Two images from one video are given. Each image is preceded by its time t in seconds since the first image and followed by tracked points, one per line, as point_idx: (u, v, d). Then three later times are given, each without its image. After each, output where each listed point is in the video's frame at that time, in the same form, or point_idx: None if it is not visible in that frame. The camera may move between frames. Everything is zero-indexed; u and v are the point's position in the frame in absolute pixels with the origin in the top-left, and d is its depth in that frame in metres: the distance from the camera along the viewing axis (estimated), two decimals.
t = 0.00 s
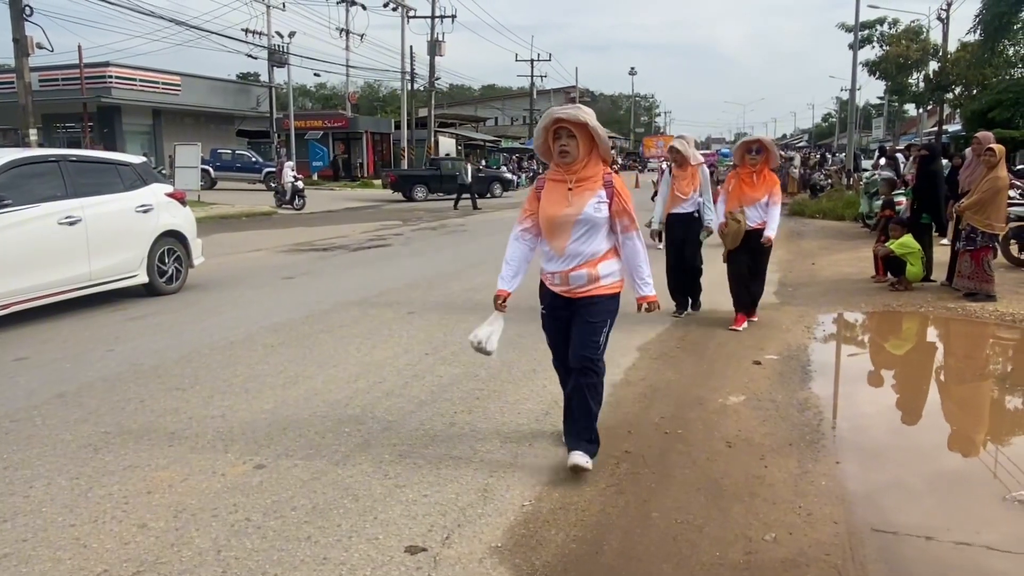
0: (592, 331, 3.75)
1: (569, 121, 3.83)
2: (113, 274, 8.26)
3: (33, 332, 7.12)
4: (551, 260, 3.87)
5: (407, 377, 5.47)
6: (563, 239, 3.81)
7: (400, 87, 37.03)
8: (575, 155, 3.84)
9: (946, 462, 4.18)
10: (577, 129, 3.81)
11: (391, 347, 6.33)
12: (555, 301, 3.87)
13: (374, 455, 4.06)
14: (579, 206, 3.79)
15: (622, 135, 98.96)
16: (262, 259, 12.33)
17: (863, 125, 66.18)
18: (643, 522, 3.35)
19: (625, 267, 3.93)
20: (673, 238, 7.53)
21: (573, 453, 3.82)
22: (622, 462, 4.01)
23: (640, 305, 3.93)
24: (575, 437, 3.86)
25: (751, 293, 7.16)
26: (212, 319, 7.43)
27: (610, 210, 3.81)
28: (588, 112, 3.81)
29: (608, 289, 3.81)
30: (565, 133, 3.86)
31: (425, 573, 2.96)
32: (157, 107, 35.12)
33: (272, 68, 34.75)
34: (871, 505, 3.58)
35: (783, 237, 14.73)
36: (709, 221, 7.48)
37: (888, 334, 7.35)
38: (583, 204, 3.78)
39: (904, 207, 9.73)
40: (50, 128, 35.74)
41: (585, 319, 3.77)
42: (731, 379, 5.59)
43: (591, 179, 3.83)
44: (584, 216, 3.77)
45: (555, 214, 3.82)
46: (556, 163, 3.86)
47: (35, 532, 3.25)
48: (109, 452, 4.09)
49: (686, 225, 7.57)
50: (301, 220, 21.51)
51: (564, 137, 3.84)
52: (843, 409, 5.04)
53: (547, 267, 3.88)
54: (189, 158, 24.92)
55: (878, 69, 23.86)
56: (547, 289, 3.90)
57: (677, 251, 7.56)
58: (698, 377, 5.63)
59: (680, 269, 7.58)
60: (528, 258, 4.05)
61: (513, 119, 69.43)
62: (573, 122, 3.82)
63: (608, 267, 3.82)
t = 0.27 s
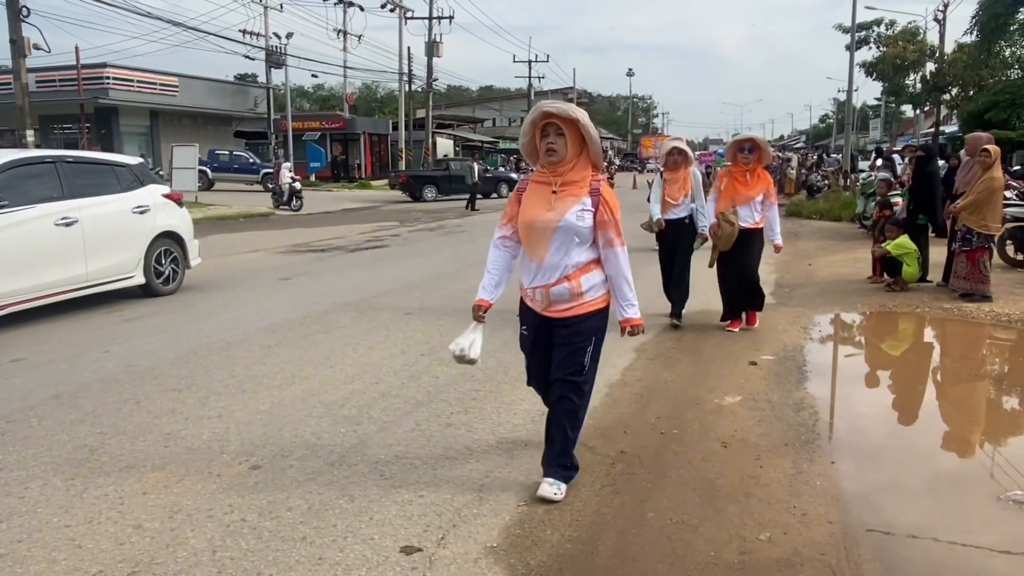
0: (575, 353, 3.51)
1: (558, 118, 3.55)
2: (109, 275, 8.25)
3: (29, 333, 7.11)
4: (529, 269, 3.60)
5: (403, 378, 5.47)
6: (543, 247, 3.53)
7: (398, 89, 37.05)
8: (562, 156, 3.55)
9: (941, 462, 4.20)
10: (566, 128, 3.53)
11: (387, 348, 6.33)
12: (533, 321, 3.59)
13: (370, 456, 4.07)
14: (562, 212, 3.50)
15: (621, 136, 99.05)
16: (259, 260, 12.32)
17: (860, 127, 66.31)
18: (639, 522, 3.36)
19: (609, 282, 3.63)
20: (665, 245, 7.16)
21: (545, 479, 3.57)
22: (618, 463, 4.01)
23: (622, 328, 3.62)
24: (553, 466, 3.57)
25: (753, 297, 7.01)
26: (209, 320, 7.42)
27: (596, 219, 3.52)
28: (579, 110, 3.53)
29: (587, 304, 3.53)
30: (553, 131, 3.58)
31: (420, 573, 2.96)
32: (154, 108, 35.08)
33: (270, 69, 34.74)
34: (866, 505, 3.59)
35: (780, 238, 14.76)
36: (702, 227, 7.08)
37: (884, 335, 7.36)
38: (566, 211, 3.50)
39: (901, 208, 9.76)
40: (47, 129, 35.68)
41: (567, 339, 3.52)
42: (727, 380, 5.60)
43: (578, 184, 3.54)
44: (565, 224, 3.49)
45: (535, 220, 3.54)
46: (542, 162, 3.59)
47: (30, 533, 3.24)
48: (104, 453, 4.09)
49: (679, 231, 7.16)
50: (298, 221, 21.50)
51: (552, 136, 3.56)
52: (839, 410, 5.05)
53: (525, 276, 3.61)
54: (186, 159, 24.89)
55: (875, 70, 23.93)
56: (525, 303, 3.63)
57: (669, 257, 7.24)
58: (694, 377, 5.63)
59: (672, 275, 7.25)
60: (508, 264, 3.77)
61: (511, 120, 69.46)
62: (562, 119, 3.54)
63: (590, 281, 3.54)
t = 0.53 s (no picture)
0: (567, 370, 3.34)
1: (535, 112, 3.34)
2: (106, 276, 8.24)
3: (26, 334, 7.10)
4: (511, 274, 3.34)
5: (401, 379, 5.48)
6: (525, 250, 3.28)
7: (396, 90, 37.08)
8: (541, 153, 3.33)
9: (937, 462, 4.21)
10: (544, 122, 3.32)
11: (384, 349, 6.33)
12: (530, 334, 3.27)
13: (367, 456, 4.07)
14: (544, 212, 3.26)
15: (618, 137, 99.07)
16: (255, 261, 12.31)
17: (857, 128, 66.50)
18: (635, 522, 3.36)
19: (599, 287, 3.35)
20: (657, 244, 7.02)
21: (541, 481, 3.57)
22: (614, 463, 4.02)
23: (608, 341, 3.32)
24: (546, 466, 3.57)
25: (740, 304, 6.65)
26: (206, 321, 7.42)
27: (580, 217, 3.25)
28: (558, 102, 3.31)
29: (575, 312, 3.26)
30: (532, 126, 3.36)
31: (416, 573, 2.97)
32: (151, 109, 35.03)
33: (267, 70, 34.73)
34: (861, 505, 3.61)
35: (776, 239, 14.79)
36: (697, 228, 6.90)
37: (880, 335, 7.38)
38: (549, 211, 3.25)
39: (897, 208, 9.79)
40: (43, 130, 35.60)
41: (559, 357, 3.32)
42: (723, 380, 5.61)
43: (560, 181, 3.30)
44: (548, 225, 3.24)
45: (516, 223, 3.30)
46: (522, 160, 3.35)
47: (26, 534, 3.24)
48: (101, 453, 4.09)
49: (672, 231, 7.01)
50: (296, 222, 21.49)
51: (530, 132, 3.35)
52: (835, 410, 5.07)
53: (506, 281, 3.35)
54: (183, 159, 24.87)
55: (871, 71, 24.00)
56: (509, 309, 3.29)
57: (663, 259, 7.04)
58: (691, 378, 5.65)
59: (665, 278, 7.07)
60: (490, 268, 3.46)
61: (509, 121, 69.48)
62: (539, 113, 3.33)
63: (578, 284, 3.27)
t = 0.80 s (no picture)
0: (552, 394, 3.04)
1: (500, 114, 3.00)
2: (102, 277, 8.22)
3: (21, 335, 7.08)
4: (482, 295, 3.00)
5: (397, 380, 5.47)
6: (496, 269, 2.95)
7: (392, 90, 37.07)
8: (510, 160, 2.99)
9: (934, 462, 4.22)
10: (510, 125, 2.97)
11: (380, 349, 6.33)
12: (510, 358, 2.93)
13: (363, 457, 4.06)
14: (517, 226, 2.92)
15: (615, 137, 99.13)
16: (252, 262, 12.29)
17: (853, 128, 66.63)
18: (632, 522, 3.36)
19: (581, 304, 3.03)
20: (647, 248, 6.68)
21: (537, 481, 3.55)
22: (611, 463, 4.02)
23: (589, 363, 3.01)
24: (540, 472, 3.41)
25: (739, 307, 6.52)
26: (202, 322, 7.41)
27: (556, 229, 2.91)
28: (526, 103, 2.97)
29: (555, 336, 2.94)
30: (499, 130, 3.01)
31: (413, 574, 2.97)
32: (147, 109, 34.97)
33: (264, 70, 34.70)
34: (857, 504, 3.61)
35: (773, 239, 14.80)
36: (689, 232, 6.66)
37: (876, 335, 7.39)
38: (521, 225, 2.91)
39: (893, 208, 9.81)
40: (39, 130, 35.51)
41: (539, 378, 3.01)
42: (720, 380, 5.62)
43: (532, 190, 2.96)
44: (522, 240, 2.90)
45: (486, 240, 2.96)
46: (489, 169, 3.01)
47: (22, 535, 3.24)
48: (97, 455, 4.08)
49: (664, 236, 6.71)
50: (292, 223, 21.47)
51: (496, 137, 3.01)
52: (831, 410, 5.08)
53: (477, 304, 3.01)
54: (179, 160, 24.83)
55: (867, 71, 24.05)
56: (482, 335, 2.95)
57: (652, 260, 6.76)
58: (688, 378, 5.65)
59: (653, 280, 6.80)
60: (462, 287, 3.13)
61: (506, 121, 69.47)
62: (507, 115, 2.98)
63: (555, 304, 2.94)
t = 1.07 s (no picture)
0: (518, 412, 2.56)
1: (465, 100, 2.64)
2: (97, 278, 8.21)
3: (16, 336, 7.06)
4: (452, 305, 2.68)
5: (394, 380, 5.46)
6: (466, 275, 2.60)
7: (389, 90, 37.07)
8: (477, 152, 2.64)
9: (928, 461, 4.23)
10: (477, 112, 2.62)
11: (376, 350, 6.32)
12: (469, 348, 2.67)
13: (360, 458, 4.06)
14: (487, 225, 2.56)
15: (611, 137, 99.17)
16: (248, 262, 12.28)
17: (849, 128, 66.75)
18: (628, 523, 3.37)
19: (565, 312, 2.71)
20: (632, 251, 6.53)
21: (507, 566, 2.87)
22: (607, 464, 4.02)
23: (584, 369, 2.71)
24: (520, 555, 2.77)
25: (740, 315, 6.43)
26: (198, 323, 7.40)
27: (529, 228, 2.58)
28: (495, 87, 2.61)
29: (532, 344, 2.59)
30: (466, 120, 2.65)
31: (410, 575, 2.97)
32: (143, 110, 34.91)
33: (260, 70, 34.67)
34: (852, 504, 3.62)
35: (769, 239, 14.84)
36: (675, 233, 6.54)
37: (872, 335, 7.41)
38: (492, 223, 2.56)
39: (888, 208, 9.83)
40: (34, 130, 35.41)
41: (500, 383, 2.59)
42: (716, 380, 5.62)
43: (504, 184, 2.61)
44: (493, 240, 2.55)
45: (453, 241, 2.61)
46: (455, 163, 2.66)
47: (18, 537, 3.23)
48: (93, 456, 4.07)
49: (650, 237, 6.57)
50: (288, 223, 21.45)
51: (462, 126, 2.66)
52: (827, 409, 5.09)
53: (446, 316, 2.70)
54: (175, 160, 24.80)
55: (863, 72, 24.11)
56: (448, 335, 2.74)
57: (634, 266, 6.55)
58: (684, 378, 5.65)
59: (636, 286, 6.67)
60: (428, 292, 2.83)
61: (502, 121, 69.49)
62: (474, 101, 2.63)
63: (532, 313, 2.60)
